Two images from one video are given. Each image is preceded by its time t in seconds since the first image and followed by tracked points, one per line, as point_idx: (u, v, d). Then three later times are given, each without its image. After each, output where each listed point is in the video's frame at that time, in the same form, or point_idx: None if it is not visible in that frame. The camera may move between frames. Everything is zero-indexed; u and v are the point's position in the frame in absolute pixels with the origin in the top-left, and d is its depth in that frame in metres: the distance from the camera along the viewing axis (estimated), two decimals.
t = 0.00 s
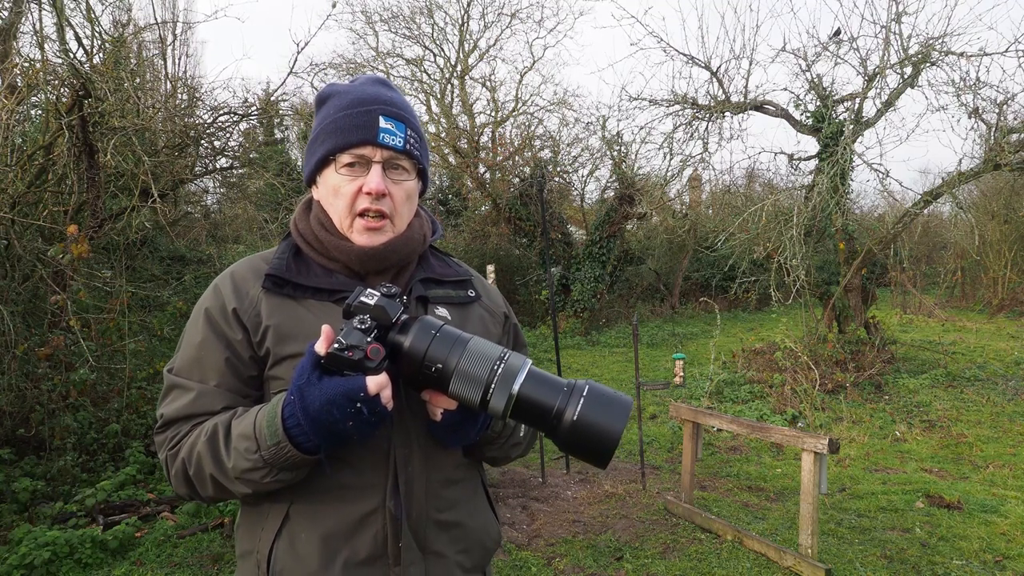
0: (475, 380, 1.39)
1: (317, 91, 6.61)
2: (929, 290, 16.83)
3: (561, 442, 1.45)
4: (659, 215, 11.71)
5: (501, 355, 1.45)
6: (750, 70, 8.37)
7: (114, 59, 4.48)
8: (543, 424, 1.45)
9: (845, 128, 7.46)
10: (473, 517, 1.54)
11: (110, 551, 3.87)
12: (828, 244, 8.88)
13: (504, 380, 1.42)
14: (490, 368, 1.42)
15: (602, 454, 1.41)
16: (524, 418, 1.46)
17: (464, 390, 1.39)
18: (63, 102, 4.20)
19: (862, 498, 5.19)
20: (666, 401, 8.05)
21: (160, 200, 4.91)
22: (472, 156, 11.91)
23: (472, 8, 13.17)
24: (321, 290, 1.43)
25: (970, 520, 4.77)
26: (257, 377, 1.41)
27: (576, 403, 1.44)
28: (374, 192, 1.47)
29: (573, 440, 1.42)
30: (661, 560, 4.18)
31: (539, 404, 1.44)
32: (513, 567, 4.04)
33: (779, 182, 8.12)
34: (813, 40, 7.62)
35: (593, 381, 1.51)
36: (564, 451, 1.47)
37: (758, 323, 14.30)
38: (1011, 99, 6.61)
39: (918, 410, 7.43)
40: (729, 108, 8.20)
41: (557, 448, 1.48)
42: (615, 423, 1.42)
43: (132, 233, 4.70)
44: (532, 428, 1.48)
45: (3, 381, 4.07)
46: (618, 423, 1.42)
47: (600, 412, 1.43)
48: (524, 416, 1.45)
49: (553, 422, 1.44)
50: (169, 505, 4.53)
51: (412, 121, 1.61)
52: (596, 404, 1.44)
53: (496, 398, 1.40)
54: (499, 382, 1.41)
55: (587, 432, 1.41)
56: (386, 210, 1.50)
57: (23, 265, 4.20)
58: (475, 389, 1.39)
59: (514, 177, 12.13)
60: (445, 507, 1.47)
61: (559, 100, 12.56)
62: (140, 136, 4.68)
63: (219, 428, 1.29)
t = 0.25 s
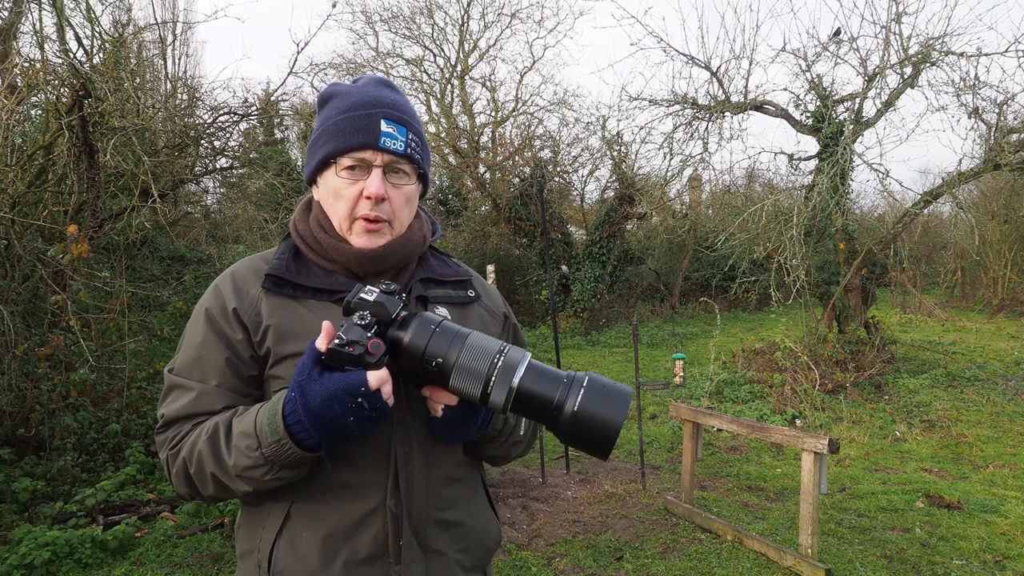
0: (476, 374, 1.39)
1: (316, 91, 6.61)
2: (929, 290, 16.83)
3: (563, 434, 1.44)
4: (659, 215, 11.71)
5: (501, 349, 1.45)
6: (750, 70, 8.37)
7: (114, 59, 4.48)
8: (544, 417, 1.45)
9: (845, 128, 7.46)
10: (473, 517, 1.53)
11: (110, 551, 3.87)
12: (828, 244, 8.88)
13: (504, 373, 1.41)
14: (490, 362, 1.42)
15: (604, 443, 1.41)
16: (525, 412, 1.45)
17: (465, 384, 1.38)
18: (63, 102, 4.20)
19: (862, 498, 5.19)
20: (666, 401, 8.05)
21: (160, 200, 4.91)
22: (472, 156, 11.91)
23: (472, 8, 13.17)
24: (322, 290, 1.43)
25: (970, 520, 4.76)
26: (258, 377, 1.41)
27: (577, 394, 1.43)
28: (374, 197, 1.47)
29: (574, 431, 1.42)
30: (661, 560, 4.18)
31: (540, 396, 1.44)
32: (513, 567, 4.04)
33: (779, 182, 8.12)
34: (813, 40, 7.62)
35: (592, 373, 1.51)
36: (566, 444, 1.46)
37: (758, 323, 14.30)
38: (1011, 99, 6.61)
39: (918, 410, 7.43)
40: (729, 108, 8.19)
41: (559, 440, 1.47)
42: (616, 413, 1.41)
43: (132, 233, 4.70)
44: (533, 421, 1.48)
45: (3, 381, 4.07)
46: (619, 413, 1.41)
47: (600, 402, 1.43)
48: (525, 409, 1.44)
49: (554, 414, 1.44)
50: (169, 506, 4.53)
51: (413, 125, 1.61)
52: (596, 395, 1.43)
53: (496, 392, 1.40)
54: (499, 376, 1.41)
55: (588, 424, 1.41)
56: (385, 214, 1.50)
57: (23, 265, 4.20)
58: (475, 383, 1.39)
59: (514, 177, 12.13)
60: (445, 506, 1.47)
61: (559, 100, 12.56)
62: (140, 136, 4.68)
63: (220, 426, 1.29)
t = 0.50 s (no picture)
0: (473, 379, 1.39)
1: (316, 91, 6.61)
2: (929, 290, 16.83)
3: (559, 439, 1.44)
4: (659, 215, 11.71)
5: (499, 353, 1.45)
6: (750, 70, 8.36)
7: (114, 59, 4.48)
8: (540, 422, 1.45)
9: (845, 128, 7.46)
10: (473, 517, 1.54)
11: (110, 551, 3.87)
12: (828, 244, 8.88)
13: (501, 378, 1.42)
14: (487, 367, 1.42)
15: (600, 451, 1.41)
16: (522, 416, 1.45)
17: (462, 388, 1.39)
18: (63, 103, 4.20)
19: (862, 498, 5.19)
20: (666, 401, 8.05)
21: (160, 200, 4.91)
22: (472, 156, 11.92)
23: (472, 8, 13.17)
24: (321, 290, 1.43)
25: (970, 521, 4.76)
26: (257, 377, 1.41)
27: (574, 401, 1.43)
28: (375, 194, 1.48)
29: (570, 438, 1.42)
30: (661, 560, 4.18)
31: (537, 402, 1.44)
32: (513, 567, 4.04)
33: (779, 182, 8.12)
34: (813, 40, 7.61)
35: (590, 378, 1.51)
36: (562, 450, 1.46)
37: (758, 323, 14.30)
38: (1011, 99, 6.61)
39: (918, 410, 7.43)
40: (730, 108, 8.19)
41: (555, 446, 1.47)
42: (613, 420, 1.41)
43: (132, 233, 4.70)
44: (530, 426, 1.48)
45: (3, 381, 4.07)
46: (616, 419, 1.41)
47: (597, 409, 1.43)
48: (521, 414, 1.44)
49: (551, 420, 1.44)
50: (169, 505, 4.53)
51: (416, 125, 1.61)
52: (593, 401, 1.44)
53: (493, 397, 1.40)
54: (496, 381, 1.41)
55: (584, 430, 1.41)
56: (387, 212, 1.50)
57: (23, 265, 4.20)
58: (472, 388, 1.39)
59: (514, 177, 12.14)
60: (444, 506, 1.47)
61: (559, 100, 12.56)
62: (140, 136, 4.68)
63: (219, 427, 1.29)
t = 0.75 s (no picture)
0: (472, 387, 1.38)
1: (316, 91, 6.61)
2: (929, 290, 16.84)
3: (557, 449, 1.44)
4: (659, 215, 11.71)
5: (499, 361, 1.44)
6: (750, 70, 8.36)
7: (114, 59, 4.48)
8: (539, 431, 1.45)
9: (844, 128, 7.46)
10: (472, 519, 1.54)
11: (110, 551, 3.87)
12: (828, 244, 8.88)
13: (500, 387, 1.41)
14: (487, 375, 1.41)
15: (598, 464, 1.41)
16: (521, 424, 1.45)
17: (461, 396, 1.38)
18: (63, 102, 4.20)
19: (862, 498, 5.19)
20: (666, 401, 8.05)
21: (160, 200, 4.91)
22: (472, 156, 11.93)
23: (472, 8, 13.18)
24: (322, 291, 1.43)
25: (970, 520, 4.77)
26: (257, 378, 1.41)
27: (574, 412, 1.43)
28: (373, 189, 1.48)
29: (568, 448, 1.42)
30: (661, 560, 4.18)
31: (536, 411, 1.44)
32: (513, 566, 4.04)
33: (779, 182, 8.11)
34: (813, 40, 7.61)
35: (591, 389, 1.51)
36: (560, 458, 1.47)
37: (758, 323, 14.30)
38: (1011, 99, 6.61)
39: (918, 410, 7.43)
40: (729, 108, 8.19)
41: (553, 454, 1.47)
42: (612, 432, 1.41)
43: (132, 233, 4.70)
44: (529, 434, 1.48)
45: (3, 381, 4.07)
46: (614, 431, 1.41)
47: (596, 419, 1.43)
48: (520, 422, 1.44)
49: (549, 429, 1.44)
50: (169, 506, 4.53)
51: (409, 117, 1.60)
52: (592, 412, 1.43)
53: (492, 405, 1.40)
54: (496, 389, 1.41)
55: (582, 440, 1.41)
56: (387, 206, 1.50)
57: (23, 265, 4.20)
58: (472, 396, 1.39)
59: (514, 177, 12.14)
60: (444, 508, 1.47)
61: (559, 100, 12.57)
62: (140, 136, 4.68)
63: (218, 429, 1.29)
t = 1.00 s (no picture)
0: (474, 389, 1.38)
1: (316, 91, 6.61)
2: (929, 290, 16.84)
3: (558, 452, 1.45)
4: (659, 215, 11.71)
5: (500, 363, 1.44)
6: (750, 70, 8.36)
7: (114, 59, 4.48)
8: (539, 433, 1.45)
9: (845, 128, 7.46)
10: (473, 519, 1.53)
11: (110, 551, 3.87)
12: (828, 244, 8.88)
13: (502, 390, 1.41)
14: (488, 377, 1.41)
15: (599, 466, 1.42)
16: (521, 427, 1.46)
17: (462, 398, 1.38)
18: (63, 102, 4.20)
19: (862, 498, 5.19)
20: (666, 401, 8.05)
21: (160, 200, 4.91)
22: (472, 156, 11.94)
23: (472, 8, 13.18)
24: (322, 289, 1.43)
25: (970, 520, 4.77)
26: (258, 378, 1.41)
27: (575, 415, 1.44)
28: (370, 184, 1.48)
29: (568, 450, 1.43)
30: (661, 560, 4.18)
31: (537, 413, 1.44)
32: (513, 567, 4.04)
33: (779, 182, 8.11)
34: (813, 40, 7.61)
35: (592, 392, 1.51)
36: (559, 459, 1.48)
37: (758, 323, 14.30)
38: (1011, 99, 6.61)
39: (918, 410, 7.43)
40: (729, 108, 8.19)
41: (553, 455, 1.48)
42: (614, 436, 1.42)
43: (132, 233, 4.69)
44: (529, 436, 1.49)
45: (3, 381, 4.07)
46: (615, 435, 1.42)
47: (596, 422, 1.43)
48: (521, 425, 1.44)
49: (550, 432, 1.44)
50: (169, 505, 4.53)
51: (399, 112, 1.61)
52: (593, 415, 1.44)
53: (494, 407, 1.39)
54: (497, 392, 1.40)
55: (583, 443, 1.41)
56: (384, 200, 1.50)
57: (23, 265, 4.20)
58: (473, 397, 1.38)
59: (514, 177, 12.14)
60: (445, 508, 1.47)
61: (559, 100, 12.57)
62: (140, 136, 4.68)
63: (219, 430, 1.29)
